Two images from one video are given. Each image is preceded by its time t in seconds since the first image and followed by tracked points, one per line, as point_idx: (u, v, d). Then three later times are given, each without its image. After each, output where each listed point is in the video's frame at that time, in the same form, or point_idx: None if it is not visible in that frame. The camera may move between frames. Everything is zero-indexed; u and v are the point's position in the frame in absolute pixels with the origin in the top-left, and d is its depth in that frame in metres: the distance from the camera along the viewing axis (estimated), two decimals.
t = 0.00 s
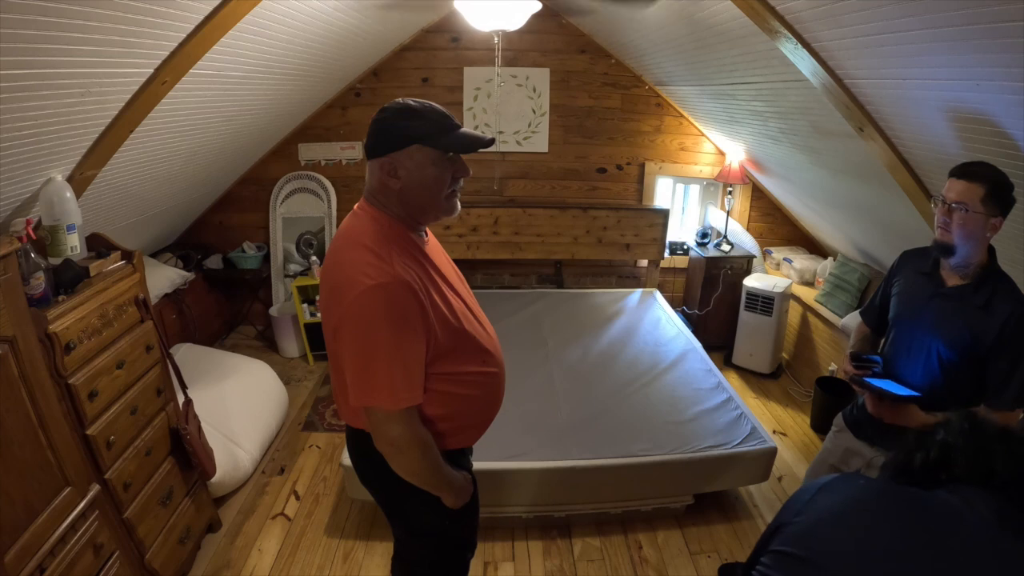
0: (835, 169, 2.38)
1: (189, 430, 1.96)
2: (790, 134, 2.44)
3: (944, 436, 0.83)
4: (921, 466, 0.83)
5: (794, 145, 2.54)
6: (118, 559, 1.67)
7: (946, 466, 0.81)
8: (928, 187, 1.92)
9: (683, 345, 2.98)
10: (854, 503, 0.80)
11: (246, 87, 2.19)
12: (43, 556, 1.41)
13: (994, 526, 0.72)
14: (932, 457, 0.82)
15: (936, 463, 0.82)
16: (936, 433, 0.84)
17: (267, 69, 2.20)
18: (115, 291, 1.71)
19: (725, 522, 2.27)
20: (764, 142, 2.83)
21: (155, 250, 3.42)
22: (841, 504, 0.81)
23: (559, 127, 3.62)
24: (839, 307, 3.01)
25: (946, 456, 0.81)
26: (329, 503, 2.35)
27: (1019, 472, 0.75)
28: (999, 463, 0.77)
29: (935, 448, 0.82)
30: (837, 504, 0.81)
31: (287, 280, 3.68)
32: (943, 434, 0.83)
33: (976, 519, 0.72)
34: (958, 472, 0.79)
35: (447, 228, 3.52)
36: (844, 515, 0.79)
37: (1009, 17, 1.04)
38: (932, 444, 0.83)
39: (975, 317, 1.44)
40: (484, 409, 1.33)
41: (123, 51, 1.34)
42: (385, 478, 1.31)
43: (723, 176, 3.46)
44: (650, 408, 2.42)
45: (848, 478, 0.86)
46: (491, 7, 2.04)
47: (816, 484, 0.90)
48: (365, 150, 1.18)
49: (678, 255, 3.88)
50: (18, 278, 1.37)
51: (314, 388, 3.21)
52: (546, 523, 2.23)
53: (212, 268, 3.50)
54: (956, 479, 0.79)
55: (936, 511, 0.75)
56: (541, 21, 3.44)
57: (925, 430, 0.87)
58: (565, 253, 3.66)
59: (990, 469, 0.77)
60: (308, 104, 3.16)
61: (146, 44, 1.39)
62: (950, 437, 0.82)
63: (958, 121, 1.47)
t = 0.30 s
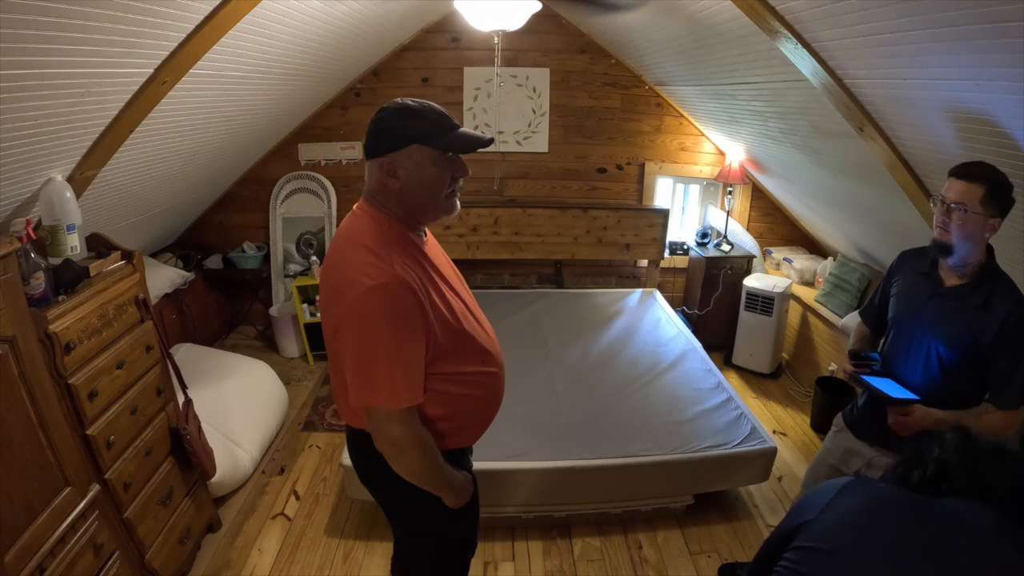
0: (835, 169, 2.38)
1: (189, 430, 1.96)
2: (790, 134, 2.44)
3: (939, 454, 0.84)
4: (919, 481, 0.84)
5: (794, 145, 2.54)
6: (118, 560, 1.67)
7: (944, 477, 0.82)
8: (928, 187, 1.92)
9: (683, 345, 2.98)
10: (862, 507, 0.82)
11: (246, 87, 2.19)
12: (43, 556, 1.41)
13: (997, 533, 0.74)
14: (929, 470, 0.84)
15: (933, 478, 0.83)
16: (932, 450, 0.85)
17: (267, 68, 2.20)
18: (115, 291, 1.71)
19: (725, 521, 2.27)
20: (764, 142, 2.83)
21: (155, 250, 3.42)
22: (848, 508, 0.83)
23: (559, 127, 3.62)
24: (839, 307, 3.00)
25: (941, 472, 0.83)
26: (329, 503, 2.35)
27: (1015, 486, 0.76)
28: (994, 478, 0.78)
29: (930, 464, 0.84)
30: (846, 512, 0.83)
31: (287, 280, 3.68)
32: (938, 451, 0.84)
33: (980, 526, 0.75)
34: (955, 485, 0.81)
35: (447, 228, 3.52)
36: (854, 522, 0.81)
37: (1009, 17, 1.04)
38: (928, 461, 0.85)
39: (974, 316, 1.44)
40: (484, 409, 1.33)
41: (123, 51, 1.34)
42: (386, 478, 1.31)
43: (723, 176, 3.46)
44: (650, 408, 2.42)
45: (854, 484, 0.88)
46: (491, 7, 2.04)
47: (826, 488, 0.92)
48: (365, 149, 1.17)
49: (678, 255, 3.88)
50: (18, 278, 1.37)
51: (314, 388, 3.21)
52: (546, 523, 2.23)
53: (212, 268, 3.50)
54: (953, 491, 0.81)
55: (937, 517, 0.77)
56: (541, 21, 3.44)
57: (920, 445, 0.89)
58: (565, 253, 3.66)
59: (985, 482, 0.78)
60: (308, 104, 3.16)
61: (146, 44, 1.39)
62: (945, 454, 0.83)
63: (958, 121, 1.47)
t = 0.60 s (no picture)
0: (836, 169, 2.38)
1: (189, 430, 1.96)
2: (790, 134, 2.44)
3: (938, 457, 0.87)
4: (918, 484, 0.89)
5: (794, 145, 2.54)
6: (118, 559, 1.67)
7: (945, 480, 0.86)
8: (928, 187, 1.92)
9: (683, 345, 2.98)
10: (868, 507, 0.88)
11: (246, 87, 2.20)
12: (43, 556, 1.41)
13: (997, 534, 0.79)
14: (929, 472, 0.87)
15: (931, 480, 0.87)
16: (930, 454, 0.89)
17: (267, 69, 2.20)
18: (115, 291, 1.71)
19: (725, 521, 2.27)
20: (764, 142, 2.83)
21: (155, 250, 3.42)
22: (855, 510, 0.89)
23: (559, 127, 3.62)
24: (839, 307, 3.00)
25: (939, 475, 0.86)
26: (329, 503, 2.35)
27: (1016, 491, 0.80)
28: (993, 480, 0.82)
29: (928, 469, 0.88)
30: (853, 515, 0.88)
31: (287, 280, 3.69)
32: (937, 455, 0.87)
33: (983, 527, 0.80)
34: (956, 488, 0.84)
35: (447, 228, 3.53)
36: (861, 521, 0.87)
37: (1009, 17, 1.04)
38: (926, 465, 0.89)
39: (975, 317, 1.44)
40: (483, 408, 1.33)
41: (123, 51, 1.34)
42: (385, 478, 1.31)
43: (723, 176, 3.46)
44: (650, 408, 2.42)
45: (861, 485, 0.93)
46: (491, 7, 2.04)
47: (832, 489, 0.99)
48: (365, 149, 1.17)
49: (678, 255, 3.88)
50: (18, 278, 1.37)
51: (314, 388, 3.21)
52: (546, 523, 2.23)
53: (212, 268, 3.50)
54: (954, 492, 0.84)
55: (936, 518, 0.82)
56: (542, 21, 3.44)
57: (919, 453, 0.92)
58: (565, 253, 3.66)
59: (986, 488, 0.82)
60: (308, 104, 3.16)
61: (146, 44, 1.39)
62: (943, 458, 0.86)
63: (958, 121, 1.47)
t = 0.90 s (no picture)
0: (836, 169, 2.38)
1: (189, 430, 1.96)
2: (790, 134, 2.44)
3: (937, 447, 0.83)
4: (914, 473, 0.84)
5: (794, 145, 2.54)
6: (118, 560, 1.67)
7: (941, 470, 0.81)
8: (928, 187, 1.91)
9: (683, 345, 2.98)
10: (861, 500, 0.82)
11: (246, 86, 2.20)
12: (43, 556, 1.41)
13: (992, 529, 0.74)
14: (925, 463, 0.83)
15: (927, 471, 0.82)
16: (929, 443, 0.84)
17: (267, 68, 2.20)
18: (115, 291, 1.71)
19: (725, 522, 2.27)
20: (764, 142, 2.82)
21: (155, 250, 3.42)
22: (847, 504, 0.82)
23: (559, 127, 3.62)
24: (839, 307, 3.00)
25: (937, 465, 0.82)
26: (329, 503, 2.35)
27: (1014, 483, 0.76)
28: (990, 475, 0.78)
29: (926, 457, 0.83)
30: (846, 505, 0.82)
31: (287, 280, 3.69)
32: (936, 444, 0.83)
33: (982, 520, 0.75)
34: (952, 479, 0.80)
35: (447, 228, 3.53)
36: (854, 513, 0.81)
37: (1009, 17, 1.04)
38: (924, 453, 0.84)
39: (975, 316, 1.44)
40: (483, 408, 1.33)
41: (123, 51, 1.34)
42: (385, 477, 1.31)
43: (723, 176, 3.46)
44: (650, 408, 2.42)
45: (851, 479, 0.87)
46: (491, 7, 2.04)
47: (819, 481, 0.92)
48: (363, 150, 1.17)
49: (678, 255, 3.88)
50: (18, 278, 1.37)
51: (314, 388, 3.21)
52: (546, 524, 2.23)
53: (211, 268, 3.50)
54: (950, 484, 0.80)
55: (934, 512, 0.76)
56: (542, 21, 3.44)
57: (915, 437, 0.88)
58: (565, 253, 3.66)
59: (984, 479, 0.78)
60: (308, 104, 3.16)
61: (146, 44, 1.39)
62: (943, 447, 0.82)
63: (958, 121, 1.47)
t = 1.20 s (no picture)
0: (836, 169, 2.38)
1: (189, 430, 1.96)
2: (790, 134, 2.44)
3: (928, 431, 0.77)
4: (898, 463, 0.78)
5: (794, 145, 2.54)
6: (118, 560, 1.67)
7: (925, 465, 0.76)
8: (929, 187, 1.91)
9: (683, 345, 2.98)
10: (834, 500, 0.76)
11: (246, 86, 2.20)
12: (43, 556, 1.41)
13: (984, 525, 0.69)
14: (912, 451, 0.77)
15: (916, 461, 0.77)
16: (921, 426, 0.79)
17: (267, 68, 2.20)
18: (115, 291, 1.71)
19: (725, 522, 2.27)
20: (764, 141, 2.82)
21: (155, 250, 3.42)
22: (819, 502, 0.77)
23: (559, 127, 3.62)
24: (839, 307, 3.00)
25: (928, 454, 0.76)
26: (329, 503, 2.35)
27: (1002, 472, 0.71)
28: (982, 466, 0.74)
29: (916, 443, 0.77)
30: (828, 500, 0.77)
31: (287, 280, 3.69)
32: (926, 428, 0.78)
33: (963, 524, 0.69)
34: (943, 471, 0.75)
35: (447, 228, 3.53)
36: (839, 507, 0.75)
37: (1009, 17, 1.04)
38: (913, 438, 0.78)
39: (976, 316, 1.44)
40: (483, 409, 1.33)
41: (123, 51, 1.34)
42: (385, 478, 1.31)
43: (723, 177, 3.46)
44: (650, 408, 2.42)
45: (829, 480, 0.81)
46: (491, 7, 2.04)
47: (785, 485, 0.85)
48: (364, 151, 1.17)
49: (678, 255, 3.88)
50: (18, 278, 1.37)
51: (314, 389, 3.21)
52: (546, 524, 2.23)
53: (211, 268, 3.50)
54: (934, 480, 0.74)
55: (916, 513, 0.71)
56: (542, 21, 3.44)
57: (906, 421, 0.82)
58: (565, 253, 3.66)
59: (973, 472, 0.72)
60: (308, 104, 3.16)
61: (146, 45, 1.39)
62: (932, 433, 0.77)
63: (958, 121, 1.47)
